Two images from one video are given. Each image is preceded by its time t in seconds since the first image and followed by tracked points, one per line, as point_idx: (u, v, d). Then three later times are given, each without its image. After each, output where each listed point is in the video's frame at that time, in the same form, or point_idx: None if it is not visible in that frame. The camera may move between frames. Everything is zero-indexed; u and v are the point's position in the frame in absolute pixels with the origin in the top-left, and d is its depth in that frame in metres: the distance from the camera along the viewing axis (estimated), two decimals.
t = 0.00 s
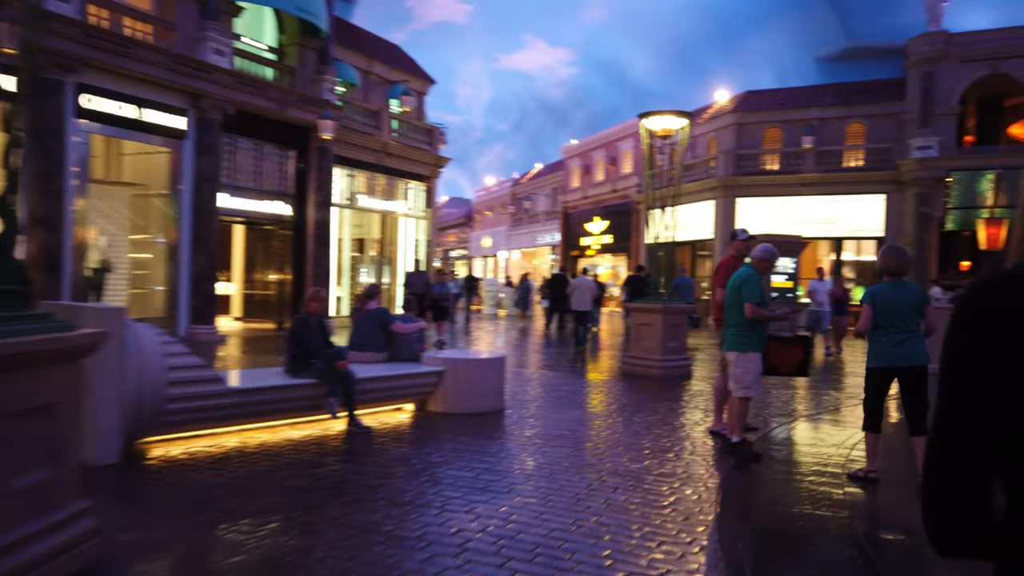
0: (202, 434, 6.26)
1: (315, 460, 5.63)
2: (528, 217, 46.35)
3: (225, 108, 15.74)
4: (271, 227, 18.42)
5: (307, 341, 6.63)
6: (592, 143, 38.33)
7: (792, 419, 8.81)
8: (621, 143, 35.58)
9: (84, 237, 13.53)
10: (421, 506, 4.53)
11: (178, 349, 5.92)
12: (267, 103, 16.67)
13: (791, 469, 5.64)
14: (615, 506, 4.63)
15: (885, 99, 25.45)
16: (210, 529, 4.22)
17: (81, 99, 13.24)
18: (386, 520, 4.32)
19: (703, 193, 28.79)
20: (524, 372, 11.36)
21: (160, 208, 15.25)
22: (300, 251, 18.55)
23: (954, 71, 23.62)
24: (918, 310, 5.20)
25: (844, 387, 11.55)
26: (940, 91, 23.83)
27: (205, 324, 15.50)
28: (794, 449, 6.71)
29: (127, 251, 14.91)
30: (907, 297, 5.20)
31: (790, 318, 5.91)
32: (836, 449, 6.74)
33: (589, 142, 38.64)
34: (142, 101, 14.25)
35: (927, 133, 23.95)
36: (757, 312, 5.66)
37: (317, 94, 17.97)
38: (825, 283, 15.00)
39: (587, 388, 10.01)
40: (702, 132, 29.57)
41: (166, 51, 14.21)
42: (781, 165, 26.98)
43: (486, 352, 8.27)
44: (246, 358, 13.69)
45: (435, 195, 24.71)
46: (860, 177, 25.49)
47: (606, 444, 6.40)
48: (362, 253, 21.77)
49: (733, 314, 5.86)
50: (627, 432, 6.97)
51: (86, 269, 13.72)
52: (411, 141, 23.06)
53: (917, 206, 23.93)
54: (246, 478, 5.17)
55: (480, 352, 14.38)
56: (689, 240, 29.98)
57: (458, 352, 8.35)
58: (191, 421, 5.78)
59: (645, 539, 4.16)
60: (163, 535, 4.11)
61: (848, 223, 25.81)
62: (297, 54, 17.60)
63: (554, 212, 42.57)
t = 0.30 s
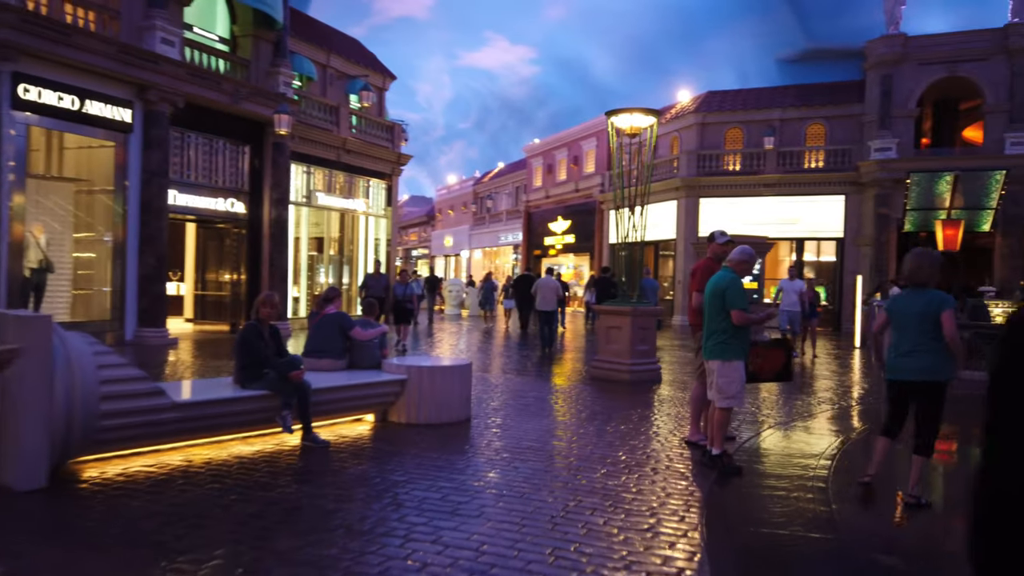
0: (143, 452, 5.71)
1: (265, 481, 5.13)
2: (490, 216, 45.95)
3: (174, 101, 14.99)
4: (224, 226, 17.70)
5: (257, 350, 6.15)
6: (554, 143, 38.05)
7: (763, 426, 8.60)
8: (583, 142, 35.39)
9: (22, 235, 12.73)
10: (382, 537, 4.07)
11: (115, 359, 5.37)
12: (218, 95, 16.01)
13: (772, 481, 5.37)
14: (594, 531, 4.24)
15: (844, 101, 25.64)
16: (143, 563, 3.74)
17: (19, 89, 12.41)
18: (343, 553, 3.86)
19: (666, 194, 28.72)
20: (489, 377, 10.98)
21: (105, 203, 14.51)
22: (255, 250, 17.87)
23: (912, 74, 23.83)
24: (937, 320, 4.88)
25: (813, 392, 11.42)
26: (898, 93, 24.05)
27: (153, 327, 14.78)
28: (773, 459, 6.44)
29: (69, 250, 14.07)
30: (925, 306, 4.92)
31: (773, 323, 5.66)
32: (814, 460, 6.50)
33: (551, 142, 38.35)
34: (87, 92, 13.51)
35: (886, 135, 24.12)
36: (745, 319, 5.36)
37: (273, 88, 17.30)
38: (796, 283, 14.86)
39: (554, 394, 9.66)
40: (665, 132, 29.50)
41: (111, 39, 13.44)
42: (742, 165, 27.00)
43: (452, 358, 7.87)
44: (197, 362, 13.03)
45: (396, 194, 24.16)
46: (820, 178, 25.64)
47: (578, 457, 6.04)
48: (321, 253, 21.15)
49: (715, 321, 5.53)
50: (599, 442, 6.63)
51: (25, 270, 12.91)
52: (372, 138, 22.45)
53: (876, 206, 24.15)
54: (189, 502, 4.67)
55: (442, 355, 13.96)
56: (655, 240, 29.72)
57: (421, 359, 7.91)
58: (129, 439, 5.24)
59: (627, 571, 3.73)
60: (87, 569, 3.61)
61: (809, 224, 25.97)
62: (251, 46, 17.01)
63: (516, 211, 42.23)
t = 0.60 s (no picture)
0: (108, 461, 5.37)
1: (240, 493, 4.81)
2: (471, 216, 45.63)
3: (148, 94, 14.54)
4: (201, 223, 17.24)
5: (229, 353, 5.81)
6: (536, 142, 37.79)
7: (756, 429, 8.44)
8: (565, 141, 35.18)
9: None
10: (369, 557, 3.78)
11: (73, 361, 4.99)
12: (194, 89, 15.58)
13: (780, 489, 5.17)
14: (596, 549, 3.97)
15: (826, 101, 25.63)
16: None
17: None
18: None
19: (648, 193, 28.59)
20: (475, 378, 10.69)
21: (76, 199, 13.94)
22: (233, 248, 17.43)
23: (894, 75, 23.86)
24: (979, 323, 4.69)
25: (803, 395, 11.29)
26: (879, 94, 24.07)
27: (126, 327, 14.33)
28: (775, 466, 6.23)
29: (38, 248, 13.55)
30: (970, 309, 4.75)
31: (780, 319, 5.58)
32: (818, 466, 6.30)
33: (532, 141, 38.08)
34: (56, 84, 13.04)
35: (868, 135, 24.10)
36: (754, 318, 5.27)
37: (250, 82, 16.87)
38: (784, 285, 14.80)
39: (543, 396, 9.41)
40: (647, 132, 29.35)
41: (82, 29, 12.98)
42: (724, 165, 26.85)
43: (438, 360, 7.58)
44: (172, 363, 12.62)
45: (377, 192, 23.77)
46: (802, 178, 25.60)
47: (572, 464, 5.78)
48: (300, 252, 20.77)
49: (719, 322, 5.40)
50: (593, 448, 6.38)
51: None
52: (352, 135, 22.04)
53: (858, 206, 24.16)
54: (158, 517, 4.36)
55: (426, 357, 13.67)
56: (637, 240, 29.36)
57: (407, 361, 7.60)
58: (91, 448, 4.91)
59: None
60: None
61: (791, 224, 25.94)
62: (228, 39, 16.54)
63: (498, 211, 41.95)
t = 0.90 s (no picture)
0: (79, 476, 5.11)
1: (221, 511, 4.55)
2: (460, 216, 45.32)
3: (131, 90, 14.20)
4: (185, 223, 16.90)
5: (212, 359, 5.57)
6: (525, 142, 37.54)
7: (758, 436, 8.26)
8: (555, 142, 34.92)
9: None
10: None
11: (40, 370, 4.65)
12: (178, 86, 15.25)
13: (790, 506, 4.99)
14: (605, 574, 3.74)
15: (817, 102, 25.49)
16: None
17: None
18: None
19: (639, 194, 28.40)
20: (467, 382, 10.43)
21: (55, 198, 13.58)
22: (218, 249, 17.03)
23: (885, 76, 23.78)
24: None
25: (800, 399, 11.14)
26: (870, 95, 23.98)
27: (108, 330, 13.95)
28: (780, 477, 6.04)
29: (17, 249, 13.18)
30: None
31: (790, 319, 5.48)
32: (822, 477, 6.12)
33: (522, 141, 37.83)
34: (34, 79, 12.66)
35: (858, 136, 24.02)
36: (764, 320, 5.16)
37: (235, 80, 16.51)
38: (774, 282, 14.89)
39: (537, 401, 9.16)
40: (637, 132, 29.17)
41: (62, 23, 12.64)
42: (715, 166, 26.66)
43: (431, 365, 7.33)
44: (155, 367, 12.28)
45: (365, 192, 23.44)
46: (792, 179, 25.45)
47: (572, 475, 5.55)
48: (288, 253, 20.46)
49: (727, 327, 5.28)
50: (592, 457, 6.15)
51: None
52: (341, 134, 21.71)
53: (849, 208, 24.06)
54: (130, 540, 4.08)
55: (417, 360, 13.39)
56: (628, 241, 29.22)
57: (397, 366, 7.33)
58: (59, 463, 4.63)
59: None
60: None
61: (782, 225, 25.83)
62: (213, 35, 16.22)
63: (487, 211, 41.67)
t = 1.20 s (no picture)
0: (40, 484, 4.72)
1: (191, 524, 4.15)
2: (452, 216, 44.91)
3: (111, 82, 13.75)
4: (170, 220, 16.45)
5: (184, 358, 5.16)
6: (518, 140, 37.18)
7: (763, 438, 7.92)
8: (548, 140, 34.56)
9: None
10: None
11: None
12: (162, 78, 14.82)
13: (813, 517, 4.61)
14: None
15: (813, 99, 25.19)
16: None
17: None
18: None
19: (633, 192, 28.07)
20: (459, 382, 10.04)
21: (31, 193, 13.20)
22: (204, 248, 16.59)
23: (882, 72, 23.51)
24: None
25: (802, 400, 10.83)
26: (867, 91, 23.72)
27: (87, 329, 13.50)
28: (797, 484, 5.66)
29: None
30: None
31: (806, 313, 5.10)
32: (841, 484, 5.73)
33: (514, 140, 37.47)
34: (12, 70, 12.21)
35: (855, 133, 23.75)
36: (779, 316, 4.78)
37: (221, 72, 16.09)
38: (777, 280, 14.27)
39: (532, 401, 8.77)
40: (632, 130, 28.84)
41: (39, 12, 12.19)
42: (710, 164, 26.34)
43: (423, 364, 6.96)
44: (138, 366, 11.86)
45: (356, 190, 23.01)
46: (788, 177, 25.16)
47: (573, 482, 5.18)
48: (276, 251, 20.04)
49: (738, 323, 4.91)
50: (594, 461, 5.77)
51: None
52: (330, 130, 21.30)
53: (846, 205, 23.79)
54: (86, 557, 3.68)
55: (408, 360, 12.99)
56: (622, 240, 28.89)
57: (387, 364, 6.95)
58: (14, 470, 4.23)
59: None
60: None
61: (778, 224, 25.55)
62: (198, 27, 15.77)
63: (479, 211, 41.29)
